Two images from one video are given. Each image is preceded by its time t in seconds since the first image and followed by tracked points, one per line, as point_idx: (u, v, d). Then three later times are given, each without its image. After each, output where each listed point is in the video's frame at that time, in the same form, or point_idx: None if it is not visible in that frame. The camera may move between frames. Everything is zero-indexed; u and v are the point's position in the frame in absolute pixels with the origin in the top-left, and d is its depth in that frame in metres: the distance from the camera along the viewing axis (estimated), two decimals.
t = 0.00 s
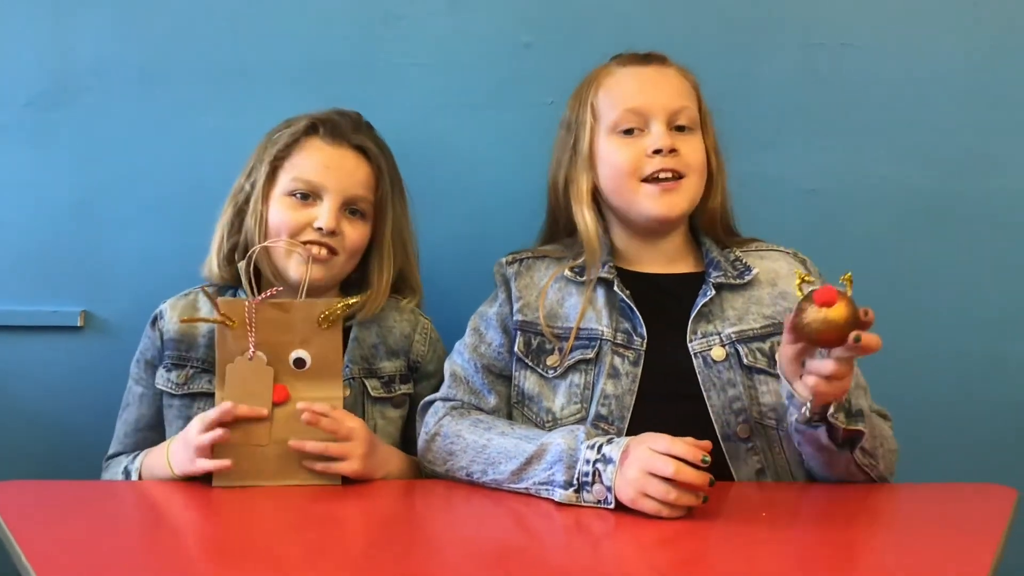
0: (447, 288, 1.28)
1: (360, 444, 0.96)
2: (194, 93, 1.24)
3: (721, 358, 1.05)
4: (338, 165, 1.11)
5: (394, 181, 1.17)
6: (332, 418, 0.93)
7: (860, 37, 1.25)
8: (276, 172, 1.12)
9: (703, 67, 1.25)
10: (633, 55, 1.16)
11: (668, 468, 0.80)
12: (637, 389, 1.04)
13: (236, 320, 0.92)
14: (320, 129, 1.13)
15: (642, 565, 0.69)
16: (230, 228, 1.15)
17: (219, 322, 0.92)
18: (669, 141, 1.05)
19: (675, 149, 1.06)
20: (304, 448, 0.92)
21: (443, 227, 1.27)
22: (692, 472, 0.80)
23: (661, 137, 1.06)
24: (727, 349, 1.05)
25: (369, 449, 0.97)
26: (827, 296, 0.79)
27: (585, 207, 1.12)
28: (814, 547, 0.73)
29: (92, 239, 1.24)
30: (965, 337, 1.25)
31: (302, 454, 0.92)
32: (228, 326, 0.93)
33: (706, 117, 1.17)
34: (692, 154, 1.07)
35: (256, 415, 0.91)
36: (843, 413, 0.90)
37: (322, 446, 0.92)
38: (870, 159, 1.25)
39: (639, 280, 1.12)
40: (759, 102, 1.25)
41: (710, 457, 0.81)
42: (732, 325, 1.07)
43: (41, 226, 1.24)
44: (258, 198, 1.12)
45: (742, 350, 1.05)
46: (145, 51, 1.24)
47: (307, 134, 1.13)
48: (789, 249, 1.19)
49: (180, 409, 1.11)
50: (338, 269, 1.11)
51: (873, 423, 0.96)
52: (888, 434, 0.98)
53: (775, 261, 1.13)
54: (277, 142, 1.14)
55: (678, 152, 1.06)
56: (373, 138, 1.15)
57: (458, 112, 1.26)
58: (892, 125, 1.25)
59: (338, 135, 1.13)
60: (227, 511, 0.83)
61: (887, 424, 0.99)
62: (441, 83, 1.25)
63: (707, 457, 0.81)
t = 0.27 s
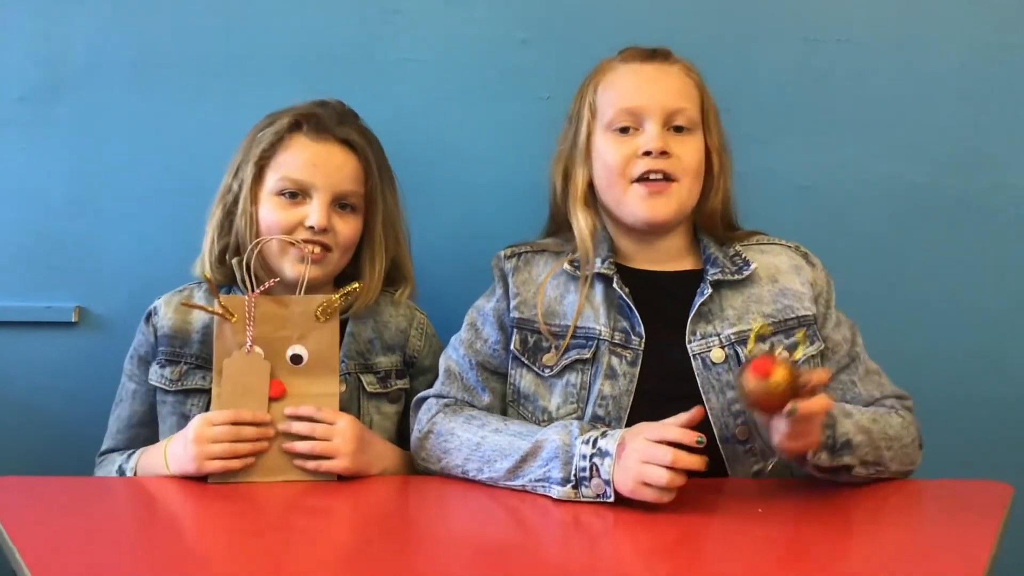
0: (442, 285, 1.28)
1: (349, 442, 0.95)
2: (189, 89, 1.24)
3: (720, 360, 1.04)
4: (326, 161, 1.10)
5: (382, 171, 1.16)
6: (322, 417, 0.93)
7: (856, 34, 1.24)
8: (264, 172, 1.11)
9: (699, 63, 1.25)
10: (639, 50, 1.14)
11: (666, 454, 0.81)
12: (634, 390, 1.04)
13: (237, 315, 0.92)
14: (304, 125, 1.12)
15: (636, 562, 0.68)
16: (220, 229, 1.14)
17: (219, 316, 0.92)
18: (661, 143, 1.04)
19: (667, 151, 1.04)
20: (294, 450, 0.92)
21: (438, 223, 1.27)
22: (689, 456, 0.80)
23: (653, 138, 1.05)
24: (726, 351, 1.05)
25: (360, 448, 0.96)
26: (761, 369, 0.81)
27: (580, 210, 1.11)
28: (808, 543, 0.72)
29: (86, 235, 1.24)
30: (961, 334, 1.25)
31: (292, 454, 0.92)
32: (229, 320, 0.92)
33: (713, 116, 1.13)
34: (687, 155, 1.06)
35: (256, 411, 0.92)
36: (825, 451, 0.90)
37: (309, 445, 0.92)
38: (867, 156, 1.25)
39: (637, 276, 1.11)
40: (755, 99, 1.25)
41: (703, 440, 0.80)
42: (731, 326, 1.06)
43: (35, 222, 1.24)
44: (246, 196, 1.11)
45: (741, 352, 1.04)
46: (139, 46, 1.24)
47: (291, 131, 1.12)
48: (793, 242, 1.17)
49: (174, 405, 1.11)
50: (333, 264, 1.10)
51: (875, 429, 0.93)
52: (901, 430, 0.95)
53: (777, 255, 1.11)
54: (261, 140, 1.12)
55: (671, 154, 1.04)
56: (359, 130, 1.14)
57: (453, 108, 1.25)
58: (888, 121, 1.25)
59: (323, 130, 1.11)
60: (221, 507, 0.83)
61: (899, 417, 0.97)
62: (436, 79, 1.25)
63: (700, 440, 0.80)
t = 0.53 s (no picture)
0: (438, 281, 1.28)
1: (343, 438, 0.94)
2: (184, 85, 1.24)
3: (724, 361, 1.03)
4: (312, 157, 1.09)
5: (370, 159, 1.15)
6: (317, 414, 0.93)
7: (854, 29, 1.24)
8: (251, 171, 1.10)
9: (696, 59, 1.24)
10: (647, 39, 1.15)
11: (670, 465, 0.80)
12: (635, 390, 1.03)
13: (231, 309, 0.92)
14: (288, 122, 1.11)
15: (634, 555, 0.68)
16: (211, 229, 1.14)
17: (213, 311, 0.92)
18: (668, 121, 1.04)
19: (675, 130, 1.04)
20: (288, 447, 0.92)
21: (434, 219, 1.27)
22: (695, 466, 0.80)
23: (660, 117, 1.04)
24: (731, 352, 1.03)
25: (355, 444, 0.96)
26: (718, 424, 0.80)
27: (586, 197, 1.12)
28: (801, 537, 0.72)
29: (81, 231, 1.24)
30: (958, 331, 1.24)
31: (286, 452, 0.92)
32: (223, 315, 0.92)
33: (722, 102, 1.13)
34: (696, 137, 1.05)
35: (251, 408, 0.92)
36: (806, 481, 0.87)
37: (303, 443, 0.91)
38: (864, 152, 1.25)
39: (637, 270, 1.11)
40: (751, 95, 1.25)
41: (703, 449, 0.79)
42: (737, 326, 1.04)
43: (31, 217, 1.23)
44: (234, 196, 1.11)
45: (747, 353, 1.03)
46: (133, 41, 1.23)
47: (275, 130, 1.11)
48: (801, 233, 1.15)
49: (166, 402, 1.10)
50: (325, 262, 1.10)
51: (866, 444, 0.92)
52: (901, 437, 0.94)
53: (786, 249, 1.09)
54: (246, 140, 1.12)
55: (678, 132, 1.04)
56: (345, 125, 1.13)
57: (449, 104, 1.25)
58: (885, 117, 1.24)
59: (308, 126, 1.11)
60: (215, 503, 0.82)
61: (901, 423, 0.96)
62: (432, 74, 1.25)
63: (700, 449, 0.79)
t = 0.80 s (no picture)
0: (436, 278, 1.28)
1: (341, 436, 0.94)
2: (183, 82, 1.23)
3: (734, 363, 1.03)
4: (301, 157, 1.09)
5: (360, 158, 1.14)
6: (315, 413, 0.93)
7: (854, 27, 1.24)
8: (241, 170, 1.11)
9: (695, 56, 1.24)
10: (662, 27, 1.13)
11: (668, 468, 0.79)
12: (641, 391, 1.03)
13: (230, 307, 0.91)
14: (276, 121, 1.11)
15: (632, 552, 0.68)
16: (204, 229, 1.13)
17: (211, 309, 0.91)
18: (682, 115, 1.01)
19: (688, 124, 1.01)
20: (286, 447, 0.92)
21: (433, 216, 1.27)
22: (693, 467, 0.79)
23: (674, 110, 1.02)
24: (741, 355, 1.03)
25: (353, 441, 0.96)
26: (710, 423, 0.80)
27: (597, 188, 1.11)
28: (800, 534, 0.72)
29: (79, 228, 1.24)
30: (957, 329, 1.24)
31: (285, 452, 0.92)
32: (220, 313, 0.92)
33: (739, 95, 1.12)
34: (710, 132, 1.03)
35: (248, 405, 0.92)
36: (799, 477, 0.87)
37: (301, 442, 0.91)
38: (864, 150, 1.25)
39: (643, 263, 1.10)
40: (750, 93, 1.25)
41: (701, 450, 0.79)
42: (748, 328, 1.04)
43: (29, 214, 1.23)
44: (224, 196, 1.11)
45: (757, 356, 1.02)
46: (131, 39, 1.23)
47: (263, 129, 1.11)
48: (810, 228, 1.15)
49: (164, 399, 1.10)
50: (317, 260, 1.10)
51: (864, 442, 0.92)
52: (901, 437, 0.94)
53: (798, 249, 1.09)
54: (235, 140, 1.12)
55: (691, 127, 1.02)
56: (336, 122, 1.12)
57: (447, 102, 1.25)
58: (884, 115, 1.24)
59: (296, 124, 1.11)
60: (213, 501, 0.82)
61: (903, 424, 0.96)
62: (431, 71, 1.24)
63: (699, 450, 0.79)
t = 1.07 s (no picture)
0: (437, 278, 1.28)
1: (341, 436, 0.94)
2: (183, 82, 1.24)
3: (734, 363, 1.03)
4: (294, 156, 1.09)
5: (356, 156, 1.14)
6: (314, 413, 0.93)
7: (855, 26, 1.23)
8: (237, 171, 1.11)
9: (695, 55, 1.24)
10: (666, 25, 1.11)
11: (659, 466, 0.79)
12: (642, 393, 1.04)
13: (230, 307, 0.92)
14: (269, 121, 1.11)
15: (631, 552, 0.68)
16: (201, 231, 1.14)
17: (212, 309, 0.91)
18: (684, 123, 1.01)
19: (690, 133, 1.01)
20: (287, 446, 0.92)
21: (433, 217, 1.27)
22: (684, 465, 0.79)
23: (676, 118, 1.01)
24: (741, 354, 1.03)
25: (353, 441, 0.96)
26: (701, 424, 0.79)
27: (598, 190, 1.10)
28: (798, 534, 0.72)
29: (79, 229, 1.24)
30: (958, 328, 1.24)
31: (286, 451, 0.92)
32: (220, 313, 0.92)
33: (743, 97, 1.11)
34: (712, 140, 1.02)
35: (246, 403, 0.92)
36: (801, 475, 0.87)
37: (301, 442, 0.91)
38: (865, 149, 1.24)
39: (645, 268, 1.10)
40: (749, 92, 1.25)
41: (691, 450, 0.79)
42: (747, 328, 1.04)
43: (29, 215, 1.24)
44: (220, 197, 1.12)
45: (757, 355, 1.03)
46: (131, 39, 1.23)
47: (257, 129, 1.11)
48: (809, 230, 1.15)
49: (165, 400, 1.10)
50: (315, 259, 1.10)
51: (864, 440, 0.92)
52: (901, 436, 0.94)
53: (797, 249, 1.09)
54: (230, 141, 1.12)
55: (693, 135, 1.01)
56: (328, 120, 1.12)
57: (446, 102, 1.25)
58: (883, 115, 1.24)
59: (289, 124, 1.11)
60: (213, 501, 0.82)
61: (901, 423, 0.96)
62: (431, 71, 1.24)
63: (689, 450, 0.79)
